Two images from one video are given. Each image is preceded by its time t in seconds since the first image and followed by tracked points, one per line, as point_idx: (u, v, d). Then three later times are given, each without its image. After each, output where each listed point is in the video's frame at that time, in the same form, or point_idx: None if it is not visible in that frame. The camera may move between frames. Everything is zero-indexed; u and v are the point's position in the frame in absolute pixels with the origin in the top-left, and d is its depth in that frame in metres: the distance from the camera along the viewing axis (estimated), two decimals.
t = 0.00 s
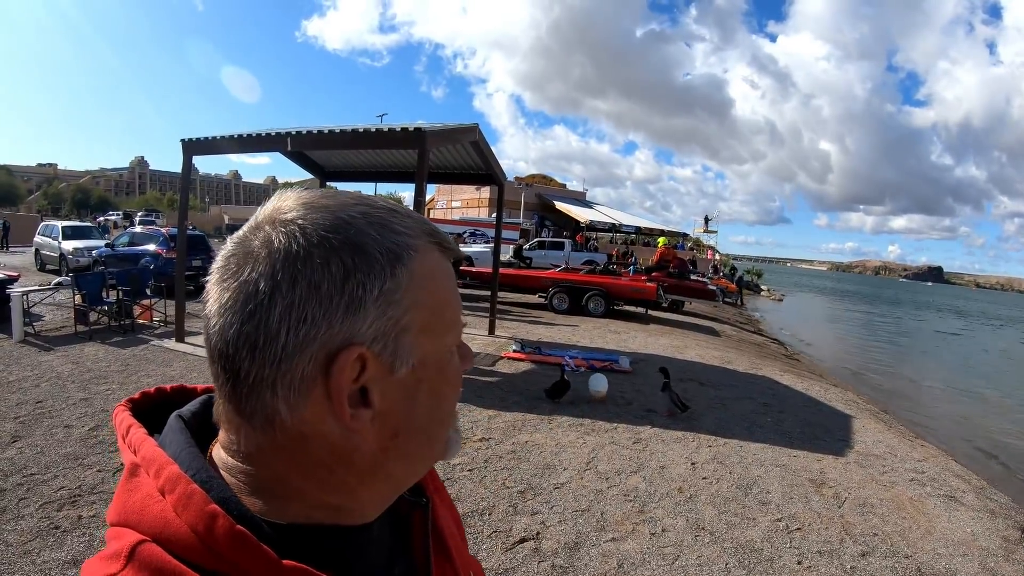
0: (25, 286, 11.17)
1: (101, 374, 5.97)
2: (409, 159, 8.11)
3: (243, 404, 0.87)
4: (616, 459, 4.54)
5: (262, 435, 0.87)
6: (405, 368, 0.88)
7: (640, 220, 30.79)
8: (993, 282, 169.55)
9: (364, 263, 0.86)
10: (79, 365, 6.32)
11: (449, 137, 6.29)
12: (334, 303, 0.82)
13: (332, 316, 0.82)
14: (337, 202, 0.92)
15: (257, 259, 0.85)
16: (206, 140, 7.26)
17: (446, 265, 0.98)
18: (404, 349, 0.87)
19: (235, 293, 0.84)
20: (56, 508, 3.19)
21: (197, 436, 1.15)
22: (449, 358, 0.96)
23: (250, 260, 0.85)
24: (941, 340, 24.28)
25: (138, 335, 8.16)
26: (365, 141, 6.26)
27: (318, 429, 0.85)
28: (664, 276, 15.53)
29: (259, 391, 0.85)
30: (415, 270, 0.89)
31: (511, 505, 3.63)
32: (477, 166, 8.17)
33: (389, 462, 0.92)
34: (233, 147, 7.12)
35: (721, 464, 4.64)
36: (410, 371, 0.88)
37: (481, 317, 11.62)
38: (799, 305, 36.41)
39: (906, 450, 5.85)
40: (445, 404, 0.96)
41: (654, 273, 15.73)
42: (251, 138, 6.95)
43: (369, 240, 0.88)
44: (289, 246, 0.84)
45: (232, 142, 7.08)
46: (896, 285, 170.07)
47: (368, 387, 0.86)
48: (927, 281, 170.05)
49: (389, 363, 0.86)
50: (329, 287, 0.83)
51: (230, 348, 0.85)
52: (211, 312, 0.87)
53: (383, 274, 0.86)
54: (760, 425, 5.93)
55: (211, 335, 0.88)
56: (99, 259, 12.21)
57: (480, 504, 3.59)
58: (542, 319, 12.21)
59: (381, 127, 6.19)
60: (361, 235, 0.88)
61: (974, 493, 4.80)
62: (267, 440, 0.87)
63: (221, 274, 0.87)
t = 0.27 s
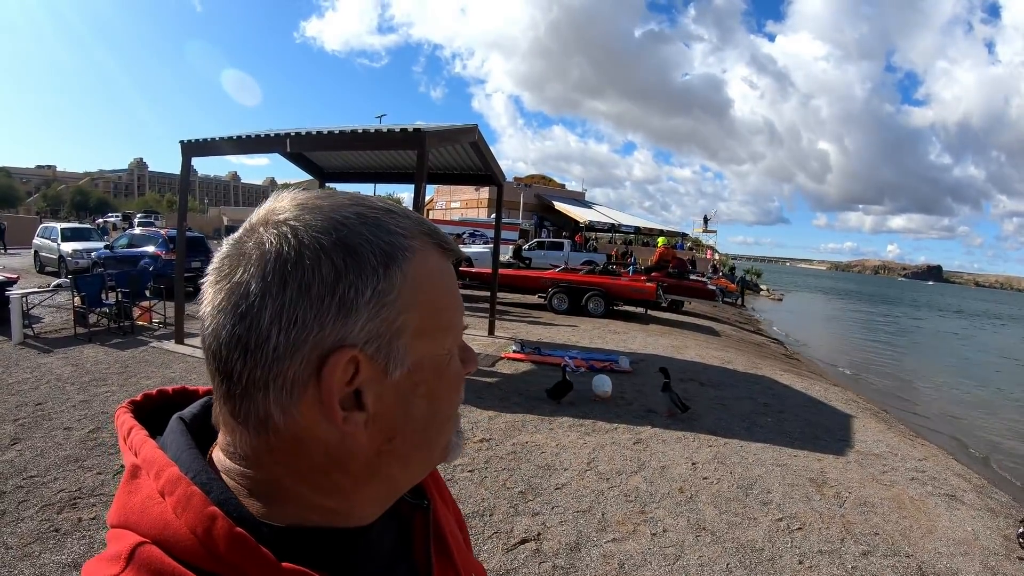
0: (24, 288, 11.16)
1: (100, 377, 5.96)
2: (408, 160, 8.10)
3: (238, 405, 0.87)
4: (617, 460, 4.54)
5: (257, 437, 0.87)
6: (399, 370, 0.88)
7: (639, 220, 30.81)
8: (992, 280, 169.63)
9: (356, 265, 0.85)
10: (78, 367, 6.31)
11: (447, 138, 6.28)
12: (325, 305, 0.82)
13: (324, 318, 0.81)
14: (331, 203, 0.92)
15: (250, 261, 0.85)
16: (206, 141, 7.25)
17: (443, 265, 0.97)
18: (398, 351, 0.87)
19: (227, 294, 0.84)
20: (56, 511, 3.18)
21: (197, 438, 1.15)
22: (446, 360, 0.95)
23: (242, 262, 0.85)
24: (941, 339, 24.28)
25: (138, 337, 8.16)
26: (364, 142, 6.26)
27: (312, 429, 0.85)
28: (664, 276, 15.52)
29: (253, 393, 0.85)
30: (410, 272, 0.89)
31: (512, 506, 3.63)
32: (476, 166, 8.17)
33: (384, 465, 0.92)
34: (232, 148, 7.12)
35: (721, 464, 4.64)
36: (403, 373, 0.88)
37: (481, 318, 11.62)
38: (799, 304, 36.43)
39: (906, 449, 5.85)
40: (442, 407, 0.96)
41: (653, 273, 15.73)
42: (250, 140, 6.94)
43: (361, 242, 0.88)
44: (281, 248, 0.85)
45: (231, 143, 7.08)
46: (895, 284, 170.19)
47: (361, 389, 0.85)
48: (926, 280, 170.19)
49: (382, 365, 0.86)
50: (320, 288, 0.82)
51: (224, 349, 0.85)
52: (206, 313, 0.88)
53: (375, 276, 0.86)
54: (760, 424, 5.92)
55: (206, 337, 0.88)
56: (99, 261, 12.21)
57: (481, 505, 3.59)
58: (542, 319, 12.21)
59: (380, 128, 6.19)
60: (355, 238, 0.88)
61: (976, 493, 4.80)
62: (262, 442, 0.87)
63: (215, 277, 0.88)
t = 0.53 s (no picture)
0: (25, 289, 11.17)
1: (101, 377, 5.96)
2: (407, 160, 8.10)
3: (235, 403, 0.88)
4: (617, 459, 4.54)
5: (255, 436, 0.87)
6: (397, 368, 0.87)
7: (639, 219, 30.81)
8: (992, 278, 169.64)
9: (351, 263, 0.85)
10: (79, 368, 6.31)
11: (447, 138, 6.28)
12: (320, 303, 0.82)
13: (319, 316, 0.81)
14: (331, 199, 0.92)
15: (246, 259, 0.86)
16: (205, 142, 7.25)
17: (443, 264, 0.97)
18: (394, 350, 0.87)
19: (226, 291, 0.85)
20: (57, 512, 3.18)
21: (199, 438, 1.15)
22: (446, 358, 0.94)
23: (239, 260, 0.86)
24: (941, 337, 24.28)
25: (139, 338, 8.16)
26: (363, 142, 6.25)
27: (308, 427, 0.85)
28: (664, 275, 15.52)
29: (250, 391, 0.85)
30: (407, 270, 0.88)
31: (512, 505, 3.62)
32: (475, 166, 8.17)
33: (381, 463, 0.92)
34: (232, 149, 7.12)
35: (721, 463, 4.64)
36: (401, 372, 0.88)
37: (481, 317, 11.62)
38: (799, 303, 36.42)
39: (907, 447, 5.85)
40: (442, 406, 0.96)
41: (653, 272, 15.73)
42: (250, 140, 6.94)
43: (360, 239, 0.88)
44: (278, 246, 0.85)
45: (231, 144, 7.08)
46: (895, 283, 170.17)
47: (357, 387, 0.85)
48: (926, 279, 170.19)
49: (379, 363, 0.86)
50: (315, 286, 0.82)
51: (220, 347, 0.86)
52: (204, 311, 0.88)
53: (371, 274, 0.85)
54: (760, 423, 5.92)
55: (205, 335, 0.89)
56: (99, 262, 12.22)
57: (481, 505, 3.59)
58: (542, 319, 12.21)
59: (380, 128, 6.18)
60: (351, 236, 0.88)
61: (977, 490, 4.80)
62: (258, 440, 0.88)
63: (213, 274, 0.88)
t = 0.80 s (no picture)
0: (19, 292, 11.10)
1: (97, 380, 5.93)
2: (402, 160, 8.10)
3: (225, 397, 0.89)
4: (614, 458, 4.54)
5: (241, 430, 0.88)
6: (383, 367, 0.86)
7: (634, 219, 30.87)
8: (986, 277, 170.66)
9: (335, 260, 0.84)
10: (74, 371, 6.28)
11: (441, 139, 6.27)
12: (303, 298, 0.81)
13: (302, 312, 0.81)
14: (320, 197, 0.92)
15: (235, 254, 0.87)
16: (200, 144, 7.23)
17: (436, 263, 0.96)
18: (380, 349, 0.85)
19: (213, 285, 0.86)
20: (54, 514, 3.16)
21: (196, 436, 1.14)
22: (436, 359, 0.93)
23: (228, 254, 0.87)
24: (935, 335, 24.42)
25: (135, 340, 8.13)
26: (358, 143, 6.24)
27: (292, 425, 0.84)
28: (659, 275, 15.55)
29: (236, 384, 0.86)
30: (394, 268, 0.87)
31: (509, 505, 3.62)
32: (470, 167, 8.18)
33: (369, 464, 0.90)
34: (227, 150, 7.10)
35: (718, 461, 4.65)
36: (388, 371, 0.86)
37: (477, 318, 11.62)
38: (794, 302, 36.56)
39: (903, 444, 5.88)
40: (431, 407, 0.94)
41: (649, 271, 15.76)
42: (245, 141, 6.92)
43: (346, 237, 0.87)
44: (266, 240, 0.86)
45: (226, 145, 7.05)
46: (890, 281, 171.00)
47: (343, 386, 0.84)
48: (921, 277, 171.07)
49: (363, 361, 0.84)
50: (298, 282, 0.82)
51: (210, 339, 0.86)
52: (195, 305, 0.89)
53: (355, 272, 0.84)
54: (756, 421, 5.94)
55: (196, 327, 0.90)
56: (94, 264, 12.16)
57: (478, 505, 3.58)
58: (538, 319, 12.22)
59: (374, 129, 6.18)
60: (338, 232, 0.87)
61: (972, 487, 4.82)
62: (245, 436, 0.88)
63: (206, 268, 0.89)
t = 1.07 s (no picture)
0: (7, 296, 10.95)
1: (88, 384, 5.87)
2: (394, 161, 8.08)
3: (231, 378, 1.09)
4: (607, 457, 4.55)
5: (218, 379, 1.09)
6: (287, 346, 0.95)
7: (627, 218, 30.94)
8: (975, 273, 172.56)
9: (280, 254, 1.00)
10: (65, 375, 6.21)
11: (432, 139, 6.25)
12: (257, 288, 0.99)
13: (257, 300, 0.99)
14: (309, 194, 1.11)
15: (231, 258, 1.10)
16: (190, 145, 7.17)
17: (372, 265, 0.98)
18: (303, 328, 0.93)
19: (218, 255, 1.11)
20: (46, 520, 3.13)
21: (207, 439, 1.20)
22: (349, 358, 0.94)
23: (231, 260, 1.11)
24: (926, 331, 24.63)
25: (126, 343, 8.04)
26: (349, 143, 6.22)
27: (241, 376, 1.02)
28: (652, 274, 15.61)
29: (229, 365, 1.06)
30: (319, 254, 0.97)
31: (504, 505, 3.63)
32: (461, 167, 8.17)
33: (280, 445, 0.97)
34: (216, 151, 7.04)
35: (711, 459, 4.67)
36: (291, 350, 0.94)
37: (470, 318, 11.60)
38: (787, 300, 36.76)
39: (894, 441, 5.93)
40: (362, 394, 0.94)
41: (641, 270, 15.81)
42: (235, 142, 6.87)
43: (298, 230, 1.02)
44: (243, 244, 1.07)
45: (216, 146, 7.00)
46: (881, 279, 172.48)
47: (261, 350, 0.98)
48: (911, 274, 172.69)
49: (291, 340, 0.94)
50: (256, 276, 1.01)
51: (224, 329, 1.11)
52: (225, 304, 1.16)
53: (289, 262, 0.98)
54: (749, 419, 5.97)
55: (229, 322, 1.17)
56: (83, 267, 12.02)
57: (473, 505, 3.58)
58: (532, 318, 12.22)
59: (365, 130, 6.16)
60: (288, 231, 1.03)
61: (963, 483, 4.87)
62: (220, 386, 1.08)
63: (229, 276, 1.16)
